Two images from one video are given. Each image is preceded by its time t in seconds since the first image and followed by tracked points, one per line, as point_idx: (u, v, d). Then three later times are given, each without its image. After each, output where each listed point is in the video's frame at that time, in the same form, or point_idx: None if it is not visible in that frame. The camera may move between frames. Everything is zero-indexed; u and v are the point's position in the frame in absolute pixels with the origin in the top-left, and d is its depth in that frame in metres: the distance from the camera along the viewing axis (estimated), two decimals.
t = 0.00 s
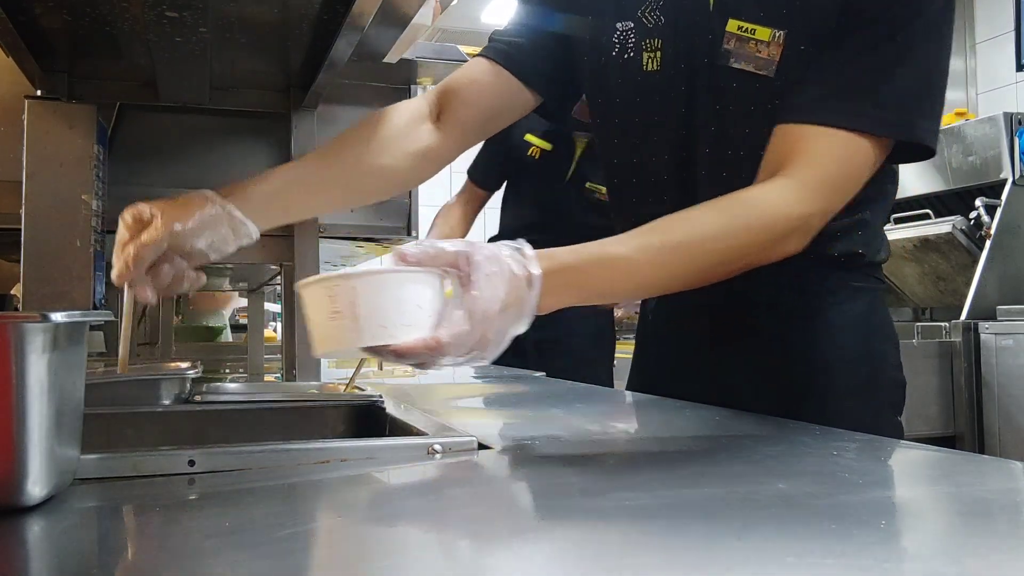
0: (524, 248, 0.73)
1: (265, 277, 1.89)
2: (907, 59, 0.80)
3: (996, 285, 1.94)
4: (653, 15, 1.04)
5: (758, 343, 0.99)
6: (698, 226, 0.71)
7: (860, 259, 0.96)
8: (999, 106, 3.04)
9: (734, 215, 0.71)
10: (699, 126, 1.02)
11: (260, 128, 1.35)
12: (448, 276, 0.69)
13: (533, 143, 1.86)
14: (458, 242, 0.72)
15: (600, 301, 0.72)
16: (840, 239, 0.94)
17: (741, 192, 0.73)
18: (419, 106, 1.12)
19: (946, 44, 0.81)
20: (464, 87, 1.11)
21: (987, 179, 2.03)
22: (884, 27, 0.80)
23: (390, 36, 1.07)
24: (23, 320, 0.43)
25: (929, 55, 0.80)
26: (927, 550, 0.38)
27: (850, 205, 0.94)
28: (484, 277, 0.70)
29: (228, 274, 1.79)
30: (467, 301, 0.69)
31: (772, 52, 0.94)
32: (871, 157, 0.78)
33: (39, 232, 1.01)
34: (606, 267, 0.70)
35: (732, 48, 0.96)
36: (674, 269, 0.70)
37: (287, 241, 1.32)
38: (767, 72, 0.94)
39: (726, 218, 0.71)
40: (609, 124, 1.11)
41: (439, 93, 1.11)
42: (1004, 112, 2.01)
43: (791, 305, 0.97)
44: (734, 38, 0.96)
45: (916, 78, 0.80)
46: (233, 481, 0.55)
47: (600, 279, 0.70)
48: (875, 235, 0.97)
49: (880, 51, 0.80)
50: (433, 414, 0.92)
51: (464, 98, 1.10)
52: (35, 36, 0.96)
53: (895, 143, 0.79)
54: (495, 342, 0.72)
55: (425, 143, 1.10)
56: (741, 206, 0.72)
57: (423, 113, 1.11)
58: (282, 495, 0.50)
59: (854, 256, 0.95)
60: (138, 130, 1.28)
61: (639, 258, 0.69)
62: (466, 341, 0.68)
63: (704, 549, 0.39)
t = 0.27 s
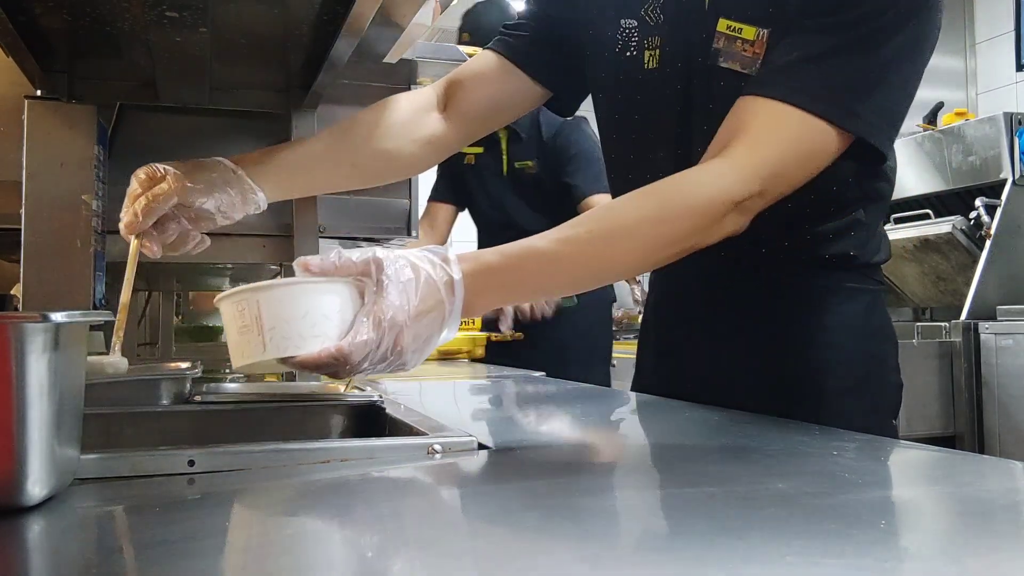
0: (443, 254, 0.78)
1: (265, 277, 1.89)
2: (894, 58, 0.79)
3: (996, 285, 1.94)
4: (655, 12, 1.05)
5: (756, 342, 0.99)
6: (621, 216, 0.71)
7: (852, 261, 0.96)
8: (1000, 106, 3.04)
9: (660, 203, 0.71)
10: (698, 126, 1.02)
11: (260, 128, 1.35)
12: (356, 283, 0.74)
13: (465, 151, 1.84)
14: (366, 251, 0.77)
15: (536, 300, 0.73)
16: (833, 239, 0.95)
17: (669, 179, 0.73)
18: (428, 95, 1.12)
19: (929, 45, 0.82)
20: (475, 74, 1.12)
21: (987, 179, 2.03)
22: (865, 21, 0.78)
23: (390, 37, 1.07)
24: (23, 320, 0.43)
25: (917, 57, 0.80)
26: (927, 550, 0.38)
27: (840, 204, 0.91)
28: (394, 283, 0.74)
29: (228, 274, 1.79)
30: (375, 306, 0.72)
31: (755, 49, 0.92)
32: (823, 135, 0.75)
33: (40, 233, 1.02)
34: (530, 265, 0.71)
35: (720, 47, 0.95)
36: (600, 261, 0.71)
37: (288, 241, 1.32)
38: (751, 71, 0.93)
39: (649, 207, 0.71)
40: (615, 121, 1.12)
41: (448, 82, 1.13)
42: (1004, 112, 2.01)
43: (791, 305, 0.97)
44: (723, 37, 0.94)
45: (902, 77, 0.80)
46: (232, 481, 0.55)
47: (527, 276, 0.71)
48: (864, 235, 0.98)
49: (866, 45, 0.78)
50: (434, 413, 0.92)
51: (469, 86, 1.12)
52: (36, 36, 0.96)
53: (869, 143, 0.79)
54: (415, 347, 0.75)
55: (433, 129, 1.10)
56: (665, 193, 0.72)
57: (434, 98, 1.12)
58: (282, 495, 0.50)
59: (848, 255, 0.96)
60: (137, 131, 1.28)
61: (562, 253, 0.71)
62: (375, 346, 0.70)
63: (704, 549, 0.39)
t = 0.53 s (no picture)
0: (439, 263, 0.78)
1: (265, 277, 1.89)
2: (894, 58, 0.78)
3: (996, 285, 1.94)
4: (659, 9, 1.05)
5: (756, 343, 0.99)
6: (619, 219, 0.71)
7: (850, 262, 0.96)
8: (999, 105, 3.04)
9: (658, 206, 0.71)
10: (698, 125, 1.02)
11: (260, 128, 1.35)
12: (354, 295, 0.74)
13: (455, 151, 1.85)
14: (364, 263, 0.78)
15: (534, 303, 0.73)
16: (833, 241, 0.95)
17: (667, 182, 0.73)
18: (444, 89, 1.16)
19: (929, 43, 0.82)
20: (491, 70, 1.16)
21: (987, 179, 2.03)
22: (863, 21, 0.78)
23: (390, 36, 1.07)
24: (23, 320, 0.43)
25: (916, 56, 0.80)
26: (928, 550, 0.38)
27: (838, 206, 0.93)
28: (391, 294, 0.74)
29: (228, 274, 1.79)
30: (372, 318, 0.73)
31: (754, 50, 0.92)
32: (820, 137, 0.75)
33: (40, 233, 1.02)
34: (528, 268, 0.71)
35: (719, 46, 0.95)
36: (598, 264, 0.71)
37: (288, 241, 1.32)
38: (748, 71, 0.93)
39: (648, 210, 0.71)
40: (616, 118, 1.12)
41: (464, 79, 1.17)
42: (1004, 112, 2.01)
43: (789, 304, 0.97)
44: (722, 37, 0.94)
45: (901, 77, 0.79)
46: (232, 481, 0.55)
47: (525, 280, 0.71)
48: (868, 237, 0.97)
49: (865, 45, 0.78)
50: (433, 414, 0.92)
51: (484, 83, 1.15)
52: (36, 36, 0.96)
53: (869, 146, 0.79)
54: (414, 358, 0.75)
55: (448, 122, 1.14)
56: (664, 196, 0.72)
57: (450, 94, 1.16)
58: (282, 495, 0.50)
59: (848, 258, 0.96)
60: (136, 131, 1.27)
61: (560, 257, 0.71)
62: (373, 358, 0.71)
63: (705, 549, 0.39)
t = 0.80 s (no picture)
0: (444, 258, 0.77)
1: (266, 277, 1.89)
2: (897, 58, 0.78)
3: (996, 285, 1.94)
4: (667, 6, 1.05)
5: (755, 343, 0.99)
6: (622, 219, 0.71)
7: (848, 262, 0.96)
8: (1000, 105, 3.04)
9: (661, 207, 0.71)
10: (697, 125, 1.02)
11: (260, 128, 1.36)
12: (359, 289, 0.74)
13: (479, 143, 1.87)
14: (370, 257, 0.77)
15: (538, 301, 0.73)
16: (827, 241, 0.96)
17: (671, 182, 0.73)
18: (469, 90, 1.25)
19: (934, 44, 0.81)
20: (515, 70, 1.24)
21: (987, 179, 2.04)
22: (865, 22, 0.77)
23: (390, 36, 1.07)
24: (23, 320, 0.43)
25: (920, 57, 0.79)
26: (926, 550, 0.38)
27: (834, 209, 0.94)
28: (393, 289, 0.73)
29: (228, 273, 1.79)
30: (376, 312, 0.73)
31: (757, 48, 0.91)
32: (823, 140, 0.75)
33: (40, 233, 1.02)
34: (530, 267, 0.71)
35: (722, 44, 0.95)
36: (601, 263, 0.71)
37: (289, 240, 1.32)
38: (751, 69, 0.93)
39: (651, 211, 0.71)
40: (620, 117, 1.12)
41: (488, 80, 1.26)
42: (1004, 112, 2.01)
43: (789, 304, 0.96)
44: (725, 34, 0.94)
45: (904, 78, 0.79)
46: (232, 481, 0.55)
47: (528, 278, 0.71)
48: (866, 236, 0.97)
49: (867, 45, 0.78)
50: (433, 413, 0.92)
51: (507, 85, 1.24)
52: (37, 36, 0.96)
53: (872, 147, 0.78)
54: (416, 352, 0.75)
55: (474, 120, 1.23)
56: (667, 197, 0.72)
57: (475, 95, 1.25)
58: (282, 495, 0.50)
59: (844, 257, 0.96)
60: (142, 128, 1.28)
61: (562, 255, 0.71)
62: (374, 352, 0.72)
63: (705, 549, 0.39)
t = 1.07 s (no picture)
0: (455, 257, 0.76)
1: (266, 277, 1.89)
2: (903, 56, 0.77)
3: (996, 284, 1.94)
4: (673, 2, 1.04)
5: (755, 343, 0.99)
6: (630, 218, 0.71)
7: (849, 263, 0.96)
8: (1000, 106, 3.04)
9: (668, 208, 0.71)
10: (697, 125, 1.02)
11: (260, 128, 1.36)
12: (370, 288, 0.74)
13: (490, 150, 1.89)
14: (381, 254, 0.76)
15: (545, 300, 0.73)
16: (828, 241, 0.96)
17: (680, 182, 0.73)
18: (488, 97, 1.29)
19: (939, 43, 0.80)
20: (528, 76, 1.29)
21: (987, 178, 2.04)
22: (868, 21, 0.77)
23: (390, 36, 1.07)
24: (23, 320, 0.43)
25: (925, 56, 0.79)
26: (926, 551, 0.38)
27: (836, 208, 0.95)
28: (404, 291, 0.73)
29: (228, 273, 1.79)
30: (387, 313, 0.73)
31: (762, 44, 0.91)
32: (829, 140, 0.75)
33: (39, 233, 1.02)
34: (537, 266, 0.71)
35: (727, 40, 0.95)
36: (609, 262, 0.71)
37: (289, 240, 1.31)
38: (757, 66, 0.92)
39: (659, 211, 0.71)
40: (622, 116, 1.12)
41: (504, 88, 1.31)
42: (1004, 112, 2.01)
43: (790, 304, 0.96)
44: (730, 30, 0.94)
45: (908, 77, 0.78)
46: (232, 481, 0.55)
47: (536, 277, 0.71)
48: (867, 237, 0.97)
49: (868, 46, 0.77)
50: (433, 413, 0.92)
51: (522, 92, 1.29)
52: (36, 36, 0.96)
53: (878, 144, 0.78)
54: (424, 351, 0.76)
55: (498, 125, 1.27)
56: (675, 197, 0.72)
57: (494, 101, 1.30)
58: (282, 495, 0.50)
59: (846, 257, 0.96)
60: (139, 129, 1.30)
61: (570, 254, 0.71)
62: (383, 353, 0.72)
63: (704, 549, 0.39)
